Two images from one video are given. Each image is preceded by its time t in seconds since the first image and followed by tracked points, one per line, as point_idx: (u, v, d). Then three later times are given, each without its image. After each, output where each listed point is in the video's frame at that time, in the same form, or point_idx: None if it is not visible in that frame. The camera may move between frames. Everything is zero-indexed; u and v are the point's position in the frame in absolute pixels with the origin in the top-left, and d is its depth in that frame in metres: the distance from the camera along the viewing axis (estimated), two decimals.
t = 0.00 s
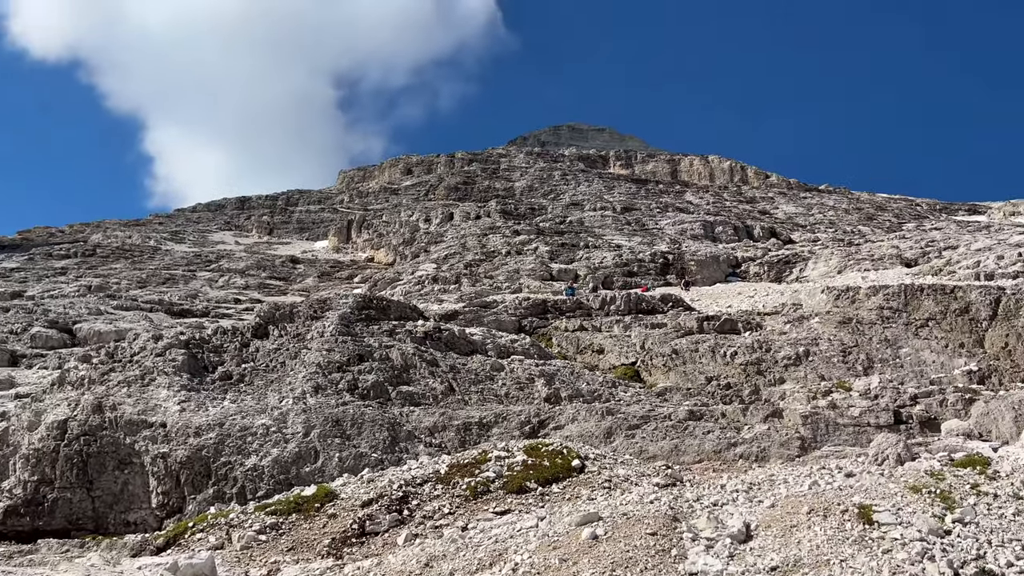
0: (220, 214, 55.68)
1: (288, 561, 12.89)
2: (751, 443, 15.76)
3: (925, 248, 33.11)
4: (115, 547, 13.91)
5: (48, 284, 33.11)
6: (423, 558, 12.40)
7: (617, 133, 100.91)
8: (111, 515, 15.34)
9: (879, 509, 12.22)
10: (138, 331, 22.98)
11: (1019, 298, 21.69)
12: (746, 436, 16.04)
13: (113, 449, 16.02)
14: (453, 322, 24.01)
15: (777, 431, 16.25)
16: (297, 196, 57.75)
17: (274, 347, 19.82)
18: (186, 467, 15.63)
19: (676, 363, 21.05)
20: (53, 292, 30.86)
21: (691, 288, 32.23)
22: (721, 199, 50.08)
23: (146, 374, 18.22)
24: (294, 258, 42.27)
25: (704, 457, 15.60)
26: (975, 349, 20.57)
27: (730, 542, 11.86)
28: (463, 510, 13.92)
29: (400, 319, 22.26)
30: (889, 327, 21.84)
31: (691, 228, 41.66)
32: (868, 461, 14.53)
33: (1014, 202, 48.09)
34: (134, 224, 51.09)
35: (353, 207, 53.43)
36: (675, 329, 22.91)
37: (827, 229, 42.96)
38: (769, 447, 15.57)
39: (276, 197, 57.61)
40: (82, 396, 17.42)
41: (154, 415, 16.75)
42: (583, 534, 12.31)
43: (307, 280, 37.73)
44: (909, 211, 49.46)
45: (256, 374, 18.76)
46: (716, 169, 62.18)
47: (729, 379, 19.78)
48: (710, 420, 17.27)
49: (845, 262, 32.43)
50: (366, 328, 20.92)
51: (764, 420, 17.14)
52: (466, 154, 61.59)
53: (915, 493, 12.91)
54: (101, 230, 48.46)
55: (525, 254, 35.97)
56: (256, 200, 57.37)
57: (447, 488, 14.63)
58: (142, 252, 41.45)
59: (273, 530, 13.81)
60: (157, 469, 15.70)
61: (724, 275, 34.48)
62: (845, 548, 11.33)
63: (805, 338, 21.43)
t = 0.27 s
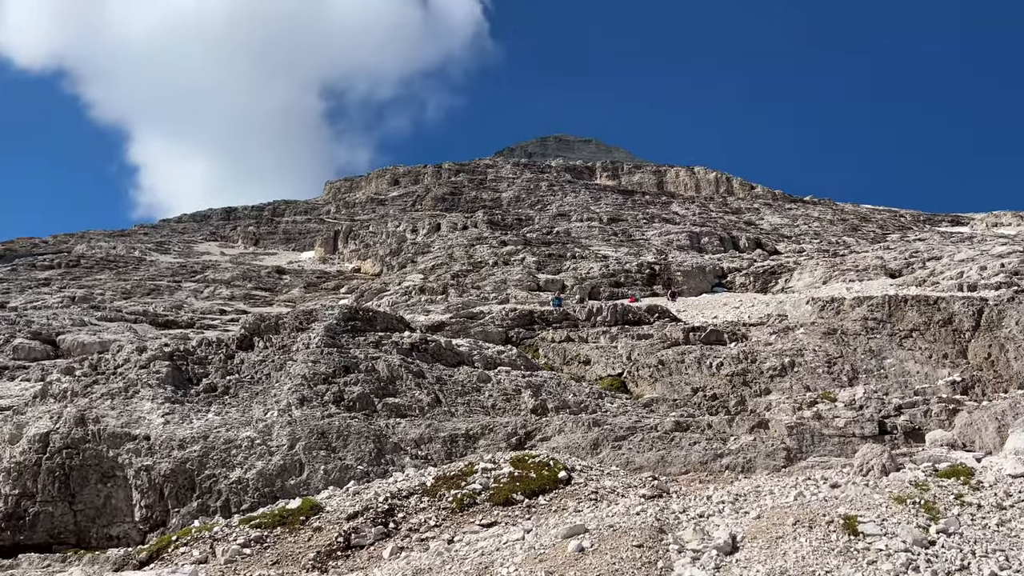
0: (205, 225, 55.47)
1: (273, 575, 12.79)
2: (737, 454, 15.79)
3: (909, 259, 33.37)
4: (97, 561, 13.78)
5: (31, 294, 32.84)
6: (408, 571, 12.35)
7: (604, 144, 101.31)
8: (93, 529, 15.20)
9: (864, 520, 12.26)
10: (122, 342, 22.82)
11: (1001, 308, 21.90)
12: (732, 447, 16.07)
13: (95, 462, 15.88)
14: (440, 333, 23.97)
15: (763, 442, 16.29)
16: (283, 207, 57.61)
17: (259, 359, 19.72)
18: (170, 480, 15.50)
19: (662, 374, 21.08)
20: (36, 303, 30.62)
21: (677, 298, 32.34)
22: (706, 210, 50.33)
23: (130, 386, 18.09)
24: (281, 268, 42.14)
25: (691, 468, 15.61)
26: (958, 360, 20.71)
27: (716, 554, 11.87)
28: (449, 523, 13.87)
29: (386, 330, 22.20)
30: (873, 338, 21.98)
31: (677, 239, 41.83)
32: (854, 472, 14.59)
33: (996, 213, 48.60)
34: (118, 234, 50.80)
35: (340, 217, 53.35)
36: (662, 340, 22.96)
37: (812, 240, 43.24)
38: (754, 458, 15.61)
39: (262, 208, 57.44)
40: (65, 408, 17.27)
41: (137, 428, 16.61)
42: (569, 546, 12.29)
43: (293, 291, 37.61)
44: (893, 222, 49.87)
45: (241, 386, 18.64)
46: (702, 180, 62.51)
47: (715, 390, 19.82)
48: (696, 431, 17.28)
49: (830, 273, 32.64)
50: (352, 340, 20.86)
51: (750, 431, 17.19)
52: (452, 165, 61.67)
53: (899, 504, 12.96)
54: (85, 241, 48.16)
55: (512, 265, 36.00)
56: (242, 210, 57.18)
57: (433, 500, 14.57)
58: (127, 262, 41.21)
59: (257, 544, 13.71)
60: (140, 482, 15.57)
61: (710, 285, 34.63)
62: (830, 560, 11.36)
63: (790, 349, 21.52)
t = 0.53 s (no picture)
0: (194, 234, 55.30)
1: None
2: (726, 464, 15.82)
3: (896, 268, 33.58)
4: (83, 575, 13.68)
5: (17, 305, 32.62)
6: None
7: (593, 154, 101.61)
8: (79, 542, 15.08)
9: (852, 530, 12.29)
10: (110, 353, 22.71)
11: (987, 317, 22.05)
12: (720, 457, 16.09)
13: (81, 474, 15.76)
14: (429, 343, 23.95)
15: (751, 451, 16.32)
16: (273, 216, 57.51)
17: (247, 370, 19.65)
18: (156, 492, 15.41)
19: (651, 384, 21.11)
20: (22, 314, 30.43)
21: (667, 308, 32.41)
22: (695, 220, 50.50)
23: (117, 398, 17.98)
24: (269, 278, 42.03)
25: (680, 478, 15.63)
26: (945, 369, 20.83)
27: (705, 564, 11.86)
28: (438, 534, 13.83)
29: (375, 341, 22.16)
30: (860, 347, 22.09)
31: (666, 248, 41.95)
32: (842, 481, 14.63)
33: (982, 223, 48.98)
34: (106, 244, 50.57)
35: (329, 227, 53.29)
36: (651, 349, 23.00)
37: (800, 249, 43.44)
38: (743, 468, 15.63)
39: (251, 217, 57.33)
40: (51, 420, 17.17)
41: (124, 440, 16.51)
42: (558, 557, 12.27)
43: (282, 301, 37.52)
44: (880, 231, 50.18)
45: (229, 397, 18.55)
46: (691, 190, 62.77)
47: (704, 400, 19.87)
48: (685, 440, 17.31)
49: (819, 282, 32.79)
50: (341, 350, 20.81)
51: (738, 441, 17.22)
52: (442, 175, 61.72)
53: (887, 513, 13.00)
54: (72, 251, 47.91)
55: (501, 274, 36.03)
56: (231, 220, 57.04)
57: (422, 512, 14.53)
58: (115, 272, 41.02)
59: (245, 556, 13.63)
60: (127, 495, 15.47)
61: (699, 295, 34.74)
62: (819, 569, 11.38)
63: (778, 359, 21.60)
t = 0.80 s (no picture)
0: (185, 243, 55.15)
1: None
2: (718, 472, 15.81)
3: (887, 276, 33.71)
4: None
5: (6, 314, 32.45)
6: None
7: (585, 163, 101.85)
8: (67, 553, 15.05)
9: (843, 538, 12.30)
10: (99, 362, 22.62)
11: (976, 325, 22.15)
12: (712, 465, 16.09)
13: (70, 484, 15.69)
14: (421, 352, 23.91)
15: (743, 459, 16.33)
16: (264, 225, 57.42)
17: (238, 379, 19.58)
18: (146, 502, 15.33)
19: (643, 392, 21.11)
20: (11, 323, 30.28)
21: (658, 316, 32.45)
22: (686, 228, 50.63)
23: (106, 408, 17.90)
24: (261, 286, 41.93)
25: (672, 486, 15.62)
26: (935, 377, 20.90)
27: (696, 573, 11.85)
28: (429, 543, 13.77)
29: (366, 349, 22.12)
30: (851, 355, 22.15)
31: (657, 256, 42.04)
32: (833, 489, 14.64)
33: (971, 231, 49.25)
34: (97, 253, 50.38)
35: (321, 235, 53.23)
36: (642, 357, 23.02)
37: (791, 257, 43.58)
38: (735, 476, 15.63)
39: (243, 226, 57.23)
40: (39, 430, 17.08)
41: (114, 449, 16.42)
42: (550, 566, 12.25)
43: (273, 309, 37.44)
44: (871, 239, 50.41)
45: (219, 406, 18.46)
46: (682, 198, 62.97)
47: (695, 408, 19.88)
48: (677, 449, 17.31)
49: (809, 290, 32.89)
50: (332, 359, 20.76)
51: (730, 449, 17.23)
52: (434, 183, 61.76)
53: (878, 521, 13.02)
54: (62, 259, 47.72)
55: (493, 282, 36.03)
56: (222, 228, 56.93)
57: (413, 521, 14.48)
58: (105, 281, 40.87)
59: (235, 567, 13.55)
60: (116, 505, 15.40)
61: (691, 302, 34.81)
62: None
63: (769, 366, 21.64)
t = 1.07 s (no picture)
0: (177, 248, 55.04)
1: None
2: (711, 477, 15.82)
3: (879, 281, 33.82)
4: None
5: None
6: None
7: (578, 168, 102.06)
8: (58, 560, 14.96)
9: (836, 543, 12.32)
10: (91, 368, 22.54)
11: (968, 330, 22.22)
12: (705, 470, 16.09)
13: (61, 491, 15.61)
14: (414, 358, 23.89)
15: (736, 464, 16.35)
16: (257, 230, 57.36)
17: (230, 385, 19.53)
18: (137, 509, 15.27)
19: (636, 397, 21.13)
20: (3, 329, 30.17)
21: (652, 321, 32.49)
22: (680, 233, 50.74)
23: (98, 414, 17.83)
24: (254, 292, 41.86)
25: (665, 492, 15.62)
26: (927, 382, 20.95)
27: None
28: (423, 550, 13.74)
29: (359, 355, 22.10)
30: (844, 360, 22.21)
31: (651, 261, 42.10)
32: (826, 494, 14.66)
33: (964, 236, 49.47)
34: (89, 259, 50.25)
35: (314, 241, 53.19)
36: (635, 362, 23.04)
37: (784, 263, 43.68)
38: (728, 481, 15.64)
39: (236, 231, 57.16)
40: (30, 437, 16.99)
41: (105, 456, 16.35)
42: (543, 572, 12.23)
43: (266, 315, 37.39)
44: (864, 244, 50.58)
45: (211, 412, 18.41)
46: (676, 204, 63.12)
47: (689, 413, 19.90)
48: (670, 454, 17.31)
49: (802, 295, 32.97)
50: (325, 365, 20.73)
51: (723, 454, 17.25)
52: (428, 189, 61.80)
53: (870, 526, 13.04)
54: (54, 265, 47.58)
55: (487, 288, 36.04)
56: (215, 234, 56.85)
57: (406, 527, 14.45)
58: (97, 287, 40.77)
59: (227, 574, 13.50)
60: (107, 512, 15.33)
61: (684, 308, 34.87)
62: None
63: (762, 372, 21.68)
